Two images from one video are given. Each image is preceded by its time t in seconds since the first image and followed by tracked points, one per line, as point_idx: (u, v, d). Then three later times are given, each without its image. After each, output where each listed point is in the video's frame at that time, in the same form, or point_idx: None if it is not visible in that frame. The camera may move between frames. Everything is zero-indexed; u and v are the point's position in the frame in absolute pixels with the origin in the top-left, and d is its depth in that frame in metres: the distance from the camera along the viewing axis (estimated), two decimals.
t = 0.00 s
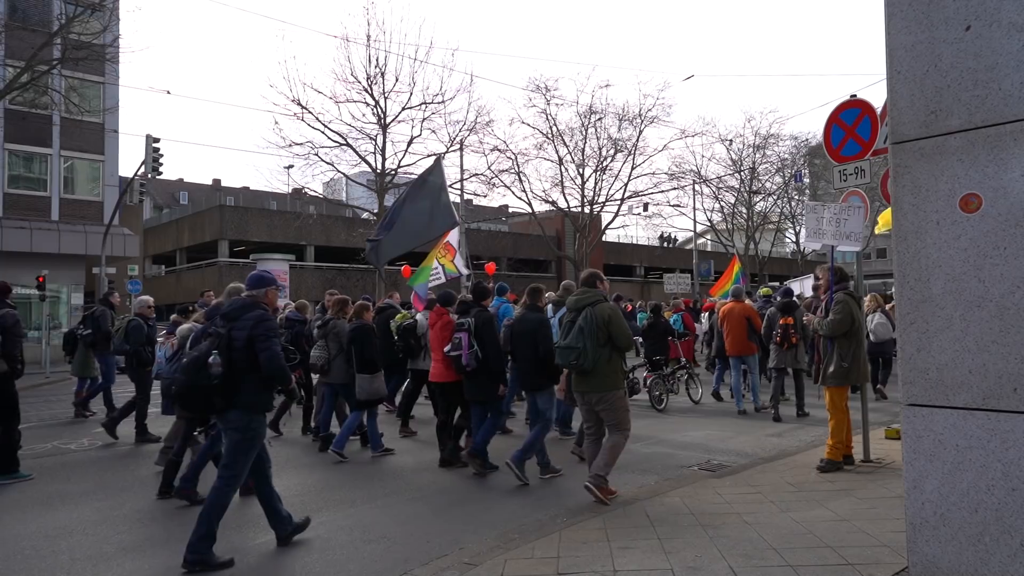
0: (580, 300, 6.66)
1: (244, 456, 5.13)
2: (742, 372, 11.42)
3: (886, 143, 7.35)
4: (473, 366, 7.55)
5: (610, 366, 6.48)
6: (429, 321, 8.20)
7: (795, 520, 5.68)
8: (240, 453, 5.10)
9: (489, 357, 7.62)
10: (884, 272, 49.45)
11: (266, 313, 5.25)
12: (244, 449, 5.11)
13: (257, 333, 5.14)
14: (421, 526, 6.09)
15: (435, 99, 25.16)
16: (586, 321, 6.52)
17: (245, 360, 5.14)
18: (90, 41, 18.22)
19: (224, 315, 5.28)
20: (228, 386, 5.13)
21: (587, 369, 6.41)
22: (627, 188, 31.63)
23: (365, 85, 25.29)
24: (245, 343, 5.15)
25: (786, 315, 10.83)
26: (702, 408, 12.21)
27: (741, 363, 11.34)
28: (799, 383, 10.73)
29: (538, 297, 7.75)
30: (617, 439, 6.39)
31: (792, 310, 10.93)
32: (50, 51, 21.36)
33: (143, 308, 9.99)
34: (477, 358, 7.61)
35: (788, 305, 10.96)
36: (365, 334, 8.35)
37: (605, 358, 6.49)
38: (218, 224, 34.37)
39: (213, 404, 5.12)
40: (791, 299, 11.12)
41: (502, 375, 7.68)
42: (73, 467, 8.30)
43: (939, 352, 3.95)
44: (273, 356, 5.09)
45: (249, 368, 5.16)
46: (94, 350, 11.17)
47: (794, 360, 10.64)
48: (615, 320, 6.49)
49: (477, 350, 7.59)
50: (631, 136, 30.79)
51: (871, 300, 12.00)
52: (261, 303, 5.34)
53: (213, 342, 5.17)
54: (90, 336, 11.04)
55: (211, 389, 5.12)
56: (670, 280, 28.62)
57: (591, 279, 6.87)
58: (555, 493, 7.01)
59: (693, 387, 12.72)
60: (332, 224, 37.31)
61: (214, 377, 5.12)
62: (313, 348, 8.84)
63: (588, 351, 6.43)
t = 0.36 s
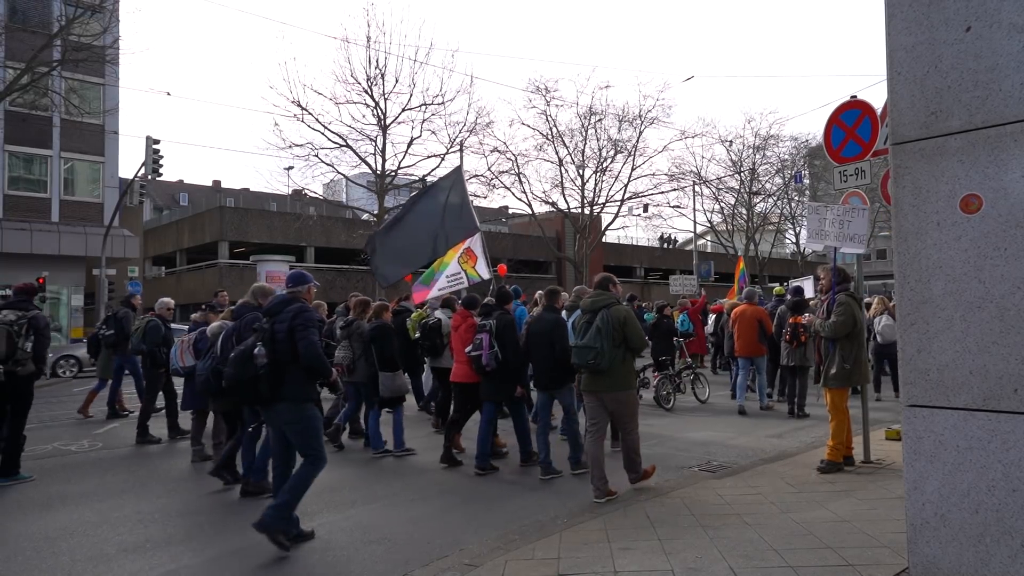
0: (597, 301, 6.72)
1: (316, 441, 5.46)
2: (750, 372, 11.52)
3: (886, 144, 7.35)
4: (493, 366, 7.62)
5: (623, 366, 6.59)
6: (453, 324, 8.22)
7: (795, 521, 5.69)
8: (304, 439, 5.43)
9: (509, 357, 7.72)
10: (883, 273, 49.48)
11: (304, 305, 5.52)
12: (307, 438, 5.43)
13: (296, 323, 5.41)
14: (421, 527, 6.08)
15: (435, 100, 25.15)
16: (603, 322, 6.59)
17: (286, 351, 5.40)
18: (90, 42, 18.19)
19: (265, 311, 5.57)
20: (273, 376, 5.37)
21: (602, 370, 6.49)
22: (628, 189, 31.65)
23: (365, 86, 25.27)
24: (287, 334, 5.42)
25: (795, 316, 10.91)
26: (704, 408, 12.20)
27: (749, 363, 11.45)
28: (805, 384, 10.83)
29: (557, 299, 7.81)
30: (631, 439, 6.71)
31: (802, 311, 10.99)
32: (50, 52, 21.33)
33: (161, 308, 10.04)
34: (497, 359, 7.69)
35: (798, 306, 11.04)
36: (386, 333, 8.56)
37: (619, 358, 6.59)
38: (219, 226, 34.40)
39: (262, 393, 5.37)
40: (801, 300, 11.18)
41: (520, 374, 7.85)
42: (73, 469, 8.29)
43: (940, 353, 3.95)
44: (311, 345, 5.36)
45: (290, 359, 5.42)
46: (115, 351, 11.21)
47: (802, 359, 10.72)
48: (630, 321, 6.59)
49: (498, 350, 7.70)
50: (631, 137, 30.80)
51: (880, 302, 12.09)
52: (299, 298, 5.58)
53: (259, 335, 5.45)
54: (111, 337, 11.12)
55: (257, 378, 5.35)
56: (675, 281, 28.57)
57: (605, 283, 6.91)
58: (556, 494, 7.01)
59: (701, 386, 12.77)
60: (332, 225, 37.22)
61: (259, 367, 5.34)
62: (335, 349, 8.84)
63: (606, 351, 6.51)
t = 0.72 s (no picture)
0: (621, 303, 6.90)
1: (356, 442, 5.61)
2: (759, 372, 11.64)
3: (885, 145, 7.37)
4: (518, 364, 7.86)
5: (639, 367, 6.81)
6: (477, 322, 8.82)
7: (795, 522, 5.68)
8: (346, 439, 5.57)
9: (534, 356, 7.94)
10: (883, 274, 49.47)
11: (355, 314, 5.62)
12: (346, 437, 5.56)
13: (348, 331, 5.52)
14: (421, 528, 6.09)
15: (435, 101, 25.18)
16: (626, 323, 6.77)
17: (336, 354, 5.51)
18: (90, 43, 18.19)
19: (313, 315, 5.64)
20: (321, 379, 5.48)
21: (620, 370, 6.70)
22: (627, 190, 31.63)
23: (365, 88, 25.25)
24: (337, 340, 5.54)
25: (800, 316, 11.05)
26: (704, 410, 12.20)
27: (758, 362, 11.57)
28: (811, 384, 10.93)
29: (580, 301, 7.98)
30: (637, 439, 6.89)
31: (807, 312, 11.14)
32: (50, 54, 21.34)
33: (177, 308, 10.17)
34: (522, 357, 7.91)
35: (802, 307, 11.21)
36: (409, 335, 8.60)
37: (637, 359, 6.80)
38: (219, 227, 34.38)
39: (309, 397, 5.46)
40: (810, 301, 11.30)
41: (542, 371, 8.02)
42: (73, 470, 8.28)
43: (939, 354, 3.95)
44: (361, 353, 5.52)
45: (338, 364, 5.52)
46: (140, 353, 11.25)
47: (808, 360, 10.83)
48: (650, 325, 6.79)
49: (523, 349, 7.93)
50: (630, 139, 30.79)
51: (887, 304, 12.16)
52: (346, 304, 5.79)
53: (308, 339, 5.59)
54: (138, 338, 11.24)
55: (308, 380, 5.43)
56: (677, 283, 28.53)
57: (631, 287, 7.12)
58: (555, 495, 7.02)
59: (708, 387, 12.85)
60: (332, 227, 37.19)
61: (310, 369, 5.44)
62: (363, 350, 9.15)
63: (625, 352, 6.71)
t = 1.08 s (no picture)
0: (633, 299, 7.08)
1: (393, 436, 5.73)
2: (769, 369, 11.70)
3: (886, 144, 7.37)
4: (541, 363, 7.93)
5: (651, 363, 6.94)
6: (497, 321, 8.93)
7: (795, 520, 5.68)
8: (386, 431, 5.71)
9: (555, 353, 8.05)
10: (883, 272, 49.43)
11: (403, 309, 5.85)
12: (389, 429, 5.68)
13: (397, 325, 5.74)
14: (422, 525, 6.09)
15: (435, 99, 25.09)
16: (638, 319, 6.96)
17: (386, 347, 5.72)
18: (90, 42, 18.19)
19: (356, 308, 5.86)
20: (373, 373, 5.66)
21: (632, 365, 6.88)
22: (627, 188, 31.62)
23: (365, 86, 25.21)
24: (387, 334, 5.74)
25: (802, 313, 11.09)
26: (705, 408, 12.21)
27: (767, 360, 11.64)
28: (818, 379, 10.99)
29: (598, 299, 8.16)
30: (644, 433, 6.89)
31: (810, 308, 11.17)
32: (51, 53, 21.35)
33: (195, 307, 10.26)
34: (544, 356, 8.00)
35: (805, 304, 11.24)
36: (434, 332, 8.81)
37: (650, 354, 6.95)
38: (219, 225, 34.38)
39: (360, 388, 5.64)
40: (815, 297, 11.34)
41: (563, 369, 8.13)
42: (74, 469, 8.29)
43: (940, 352, 3.95)
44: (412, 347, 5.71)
45: (386, 358, 5.71)
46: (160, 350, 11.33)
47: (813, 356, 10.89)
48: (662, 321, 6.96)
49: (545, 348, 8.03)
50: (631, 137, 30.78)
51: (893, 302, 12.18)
52: (388, 295, 5.92)
53: (358, 332, 5.73)
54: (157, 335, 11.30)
55: (359, 375, 5.63)
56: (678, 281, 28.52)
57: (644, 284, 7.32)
58: (555, 493, 7.02)
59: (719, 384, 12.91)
60: (332, 225, 37.18)
61: (363, 364, 5.63)
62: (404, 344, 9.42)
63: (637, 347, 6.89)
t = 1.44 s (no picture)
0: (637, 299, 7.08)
1: (410, 431, 5.74)
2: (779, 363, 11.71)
3: (888, 139, 7.36)
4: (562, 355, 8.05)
5: (662, 359, 6.95)
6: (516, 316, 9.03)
7: (796, 516, 5.68)
8: (404, 427, 5.71)
9: (577, 347, 8.12)
10: (884, 268, 49.33)
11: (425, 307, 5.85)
12: (407, 426, 5.71)
13: (420, 324, 5.75)
14: (423, 521, 6.10)
15: (435, 95, 24.99)
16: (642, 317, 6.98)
17: (409, 346, 5.74)
18: (91, 38, 18.16)
19: (384, 307, 5.88)
20: (395, 371, 5.73)
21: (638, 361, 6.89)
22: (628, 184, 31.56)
23: (365, 82, 25.16)
24: (409, 333, 5.76)
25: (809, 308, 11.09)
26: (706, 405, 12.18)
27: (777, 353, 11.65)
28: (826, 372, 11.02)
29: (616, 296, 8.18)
30: (648, 426, 6.86)
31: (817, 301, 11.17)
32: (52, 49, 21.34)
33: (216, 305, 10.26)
34: (566, 349, 8.11)
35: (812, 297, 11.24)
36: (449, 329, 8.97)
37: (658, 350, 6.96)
38: (219, 222, 34.36)
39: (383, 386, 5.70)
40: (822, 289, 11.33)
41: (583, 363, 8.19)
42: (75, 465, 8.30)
43: (941, 348, 3.95)
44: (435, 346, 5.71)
45: (410, 354, 5.75)
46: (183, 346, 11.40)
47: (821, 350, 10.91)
48: (667, 319, 6.96)
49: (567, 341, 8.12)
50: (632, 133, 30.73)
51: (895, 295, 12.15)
52: (416, 295, 5.93)
53: (382, 330, 5.77)
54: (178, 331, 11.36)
55: (382, 372, 5.71)
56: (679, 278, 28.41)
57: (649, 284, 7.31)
58: (557, 489, 7.03)
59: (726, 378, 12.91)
60: (333, 222, 37.14)
61: (385, 361, 5.70)
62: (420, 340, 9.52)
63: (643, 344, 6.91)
